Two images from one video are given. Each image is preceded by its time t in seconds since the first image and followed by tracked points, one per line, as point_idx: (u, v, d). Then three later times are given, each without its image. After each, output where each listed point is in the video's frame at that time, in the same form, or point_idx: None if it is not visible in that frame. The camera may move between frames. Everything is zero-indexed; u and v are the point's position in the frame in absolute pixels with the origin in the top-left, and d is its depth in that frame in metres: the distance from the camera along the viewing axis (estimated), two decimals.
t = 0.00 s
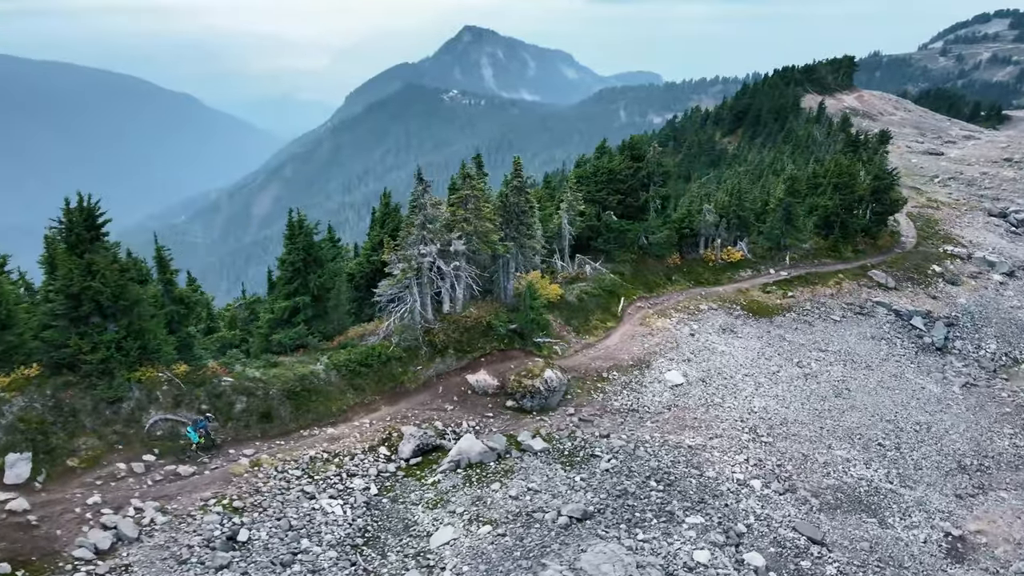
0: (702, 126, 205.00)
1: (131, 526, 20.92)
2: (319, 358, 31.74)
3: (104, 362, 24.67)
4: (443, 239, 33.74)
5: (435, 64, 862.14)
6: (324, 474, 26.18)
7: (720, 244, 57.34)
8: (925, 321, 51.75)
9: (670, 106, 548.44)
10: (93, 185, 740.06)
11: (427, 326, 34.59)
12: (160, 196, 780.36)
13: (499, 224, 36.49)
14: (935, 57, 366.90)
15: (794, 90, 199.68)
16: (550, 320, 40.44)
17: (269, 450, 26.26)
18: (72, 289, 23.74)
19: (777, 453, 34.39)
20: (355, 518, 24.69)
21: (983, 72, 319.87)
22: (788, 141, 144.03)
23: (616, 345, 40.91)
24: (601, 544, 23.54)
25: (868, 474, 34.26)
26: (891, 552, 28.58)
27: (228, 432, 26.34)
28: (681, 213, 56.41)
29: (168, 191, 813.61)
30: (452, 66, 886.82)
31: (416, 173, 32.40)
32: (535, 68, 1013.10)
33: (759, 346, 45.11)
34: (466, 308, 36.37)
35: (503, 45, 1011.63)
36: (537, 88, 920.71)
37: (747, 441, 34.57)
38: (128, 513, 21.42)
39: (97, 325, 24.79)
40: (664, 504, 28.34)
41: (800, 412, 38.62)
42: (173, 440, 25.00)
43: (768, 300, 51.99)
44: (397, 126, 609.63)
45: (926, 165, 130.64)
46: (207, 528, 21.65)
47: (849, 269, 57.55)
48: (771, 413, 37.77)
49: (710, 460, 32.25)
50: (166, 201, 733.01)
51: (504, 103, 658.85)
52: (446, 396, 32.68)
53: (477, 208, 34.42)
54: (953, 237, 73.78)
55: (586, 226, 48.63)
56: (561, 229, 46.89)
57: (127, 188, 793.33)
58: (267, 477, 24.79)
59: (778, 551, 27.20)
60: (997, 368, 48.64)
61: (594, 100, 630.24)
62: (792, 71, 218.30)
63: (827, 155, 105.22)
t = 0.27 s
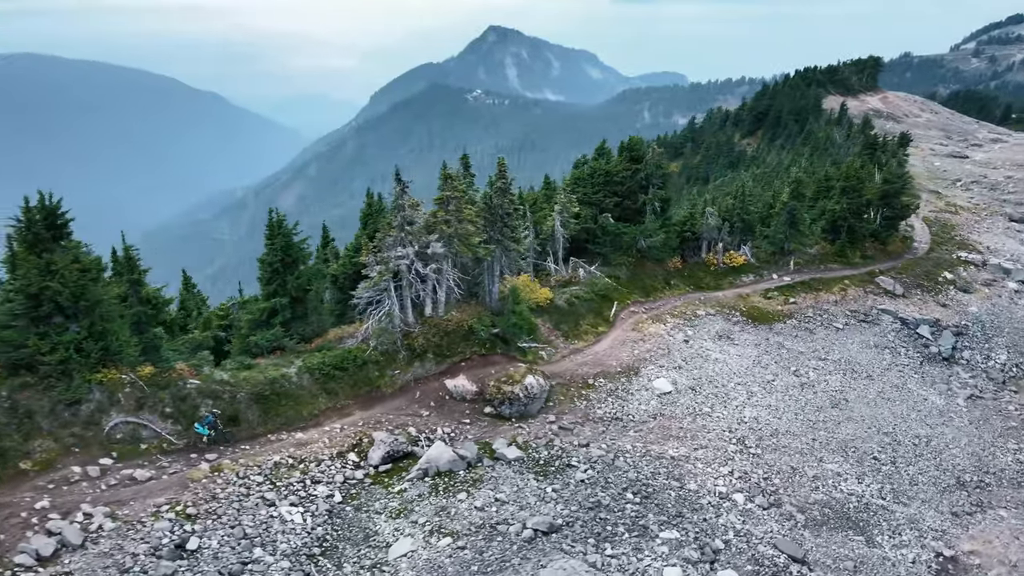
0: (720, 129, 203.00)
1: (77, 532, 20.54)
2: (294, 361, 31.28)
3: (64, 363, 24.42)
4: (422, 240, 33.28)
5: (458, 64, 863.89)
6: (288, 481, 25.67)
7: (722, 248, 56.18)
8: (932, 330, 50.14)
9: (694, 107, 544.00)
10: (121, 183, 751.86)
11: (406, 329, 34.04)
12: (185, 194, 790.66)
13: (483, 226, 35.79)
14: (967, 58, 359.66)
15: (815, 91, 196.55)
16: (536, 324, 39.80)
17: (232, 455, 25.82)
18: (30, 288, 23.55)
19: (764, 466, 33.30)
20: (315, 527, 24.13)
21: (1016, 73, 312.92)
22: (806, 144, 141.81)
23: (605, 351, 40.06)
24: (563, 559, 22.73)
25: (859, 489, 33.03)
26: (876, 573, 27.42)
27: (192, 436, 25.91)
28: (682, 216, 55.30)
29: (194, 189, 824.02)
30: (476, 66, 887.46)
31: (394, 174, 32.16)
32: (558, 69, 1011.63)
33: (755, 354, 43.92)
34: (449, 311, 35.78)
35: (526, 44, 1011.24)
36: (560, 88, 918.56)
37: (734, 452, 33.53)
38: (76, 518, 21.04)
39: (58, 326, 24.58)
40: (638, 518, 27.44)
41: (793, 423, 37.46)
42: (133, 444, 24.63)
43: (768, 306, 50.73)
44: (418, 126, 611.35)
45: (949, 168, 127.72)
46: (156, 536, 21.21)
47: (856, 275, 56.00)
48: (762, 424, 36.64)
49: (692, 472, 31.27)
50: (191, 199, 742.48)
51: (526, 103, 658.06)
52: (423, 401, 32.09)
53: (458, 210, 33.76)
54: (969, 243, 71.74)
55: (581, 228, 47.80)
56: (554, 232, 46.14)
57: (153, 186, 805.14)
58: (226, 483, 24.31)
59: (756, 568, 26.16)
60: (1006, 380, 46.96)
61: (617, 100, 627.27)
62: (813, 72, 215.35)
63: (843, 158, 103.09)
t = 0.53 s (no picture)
0: (738, 130, 200.92)
1: (19, 537, 20.23)
2: (265, 362, 30.91)
3: (21, 363, 24.28)
4: (397, 241, 32.85)
5: (479, 64, 864.42)
6: (246, 485, 25.21)
7: (722, 252, 55.06)
8: (935, 338, 48.64)
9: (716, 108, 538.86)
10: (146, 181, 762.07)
11: (382, 332, 33.56)
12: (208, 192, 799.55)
13: (463, 228, 35.16)
14: (999, 60, 352.21)
15: (835, 92, 193.43)
16: (521, 328, 39.21)
17: (192, 458, 25.46)
18: None
19: (746, 478, 32.34)
20: (270, 534, 23.64)
21: None
22: (824, 145, 139.63)
23: (590, 356, 39.29)
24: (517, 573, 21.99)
25: (845, 504, 31.94)
26: None
27: (151, 438, 25.61)
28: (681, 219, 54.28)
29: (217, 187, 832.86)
30: (499, 66, 887.39)
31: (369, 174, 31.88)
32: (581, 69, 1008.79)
33: (748, 361, 42.83)
34: (428, 314, 35.25)
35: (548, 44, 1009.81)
36: (580, 88, 915.50)
37: (715, 463, 32.61)
38: (21, 522, 20.79)
39: (15, 325, 24.46)
40: (606, 530, 26.64)
41: (781, 432, 36.40)
42: (90, 446, 24.39)
43: (765, 311, 49.60)
44: (438, 126, 612.46)
45: (971, 171, 124.78)
46: (100, 541, 20.90)
47: (859, 281, 54.58)
48: (748, 433, 35.59)
49: (669, 483, 30.42)
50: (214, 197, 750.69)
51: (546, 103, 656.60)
52: (396, 406, 31.60)
53: (434, 211, 33.16)
54: (982, 248, 69.75)
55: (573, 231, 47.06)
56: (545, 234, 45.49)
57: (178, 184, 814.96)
58: (181, 488, 23.93)
59: None
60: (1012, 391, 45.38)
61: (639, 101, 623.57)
62: (834, 73, 212.24)
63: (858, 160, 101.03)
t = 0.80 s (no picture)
0: (756, 131, 198.50)
1: None
2: (235, 363, 30.63)
3: None
4: (372, 242, 32.41)
5: (500, 64, 864.56)
6: (203, 488, 24.87)
7: (719, 255, 54.08)
8: (937, 346, 47.22)
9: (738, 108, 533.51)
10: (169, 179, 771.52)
11: (357, 333, 33.18)
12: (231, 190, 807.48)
13: (441, 229, 34.63)
14: None
15: (855, 93, 190.32)
16: (503, 331, 38.66)
17: (149, 460, 25.17)
18: None
19: (725, 489, 31.44)
20: (222, 538, 23.25)
21: None
22: (840, 148, 137.31)
23: (574, 360, 38.63)
24: None
25: (828, 517, 30.91)
26: None
27: (110, 439, 25.37)
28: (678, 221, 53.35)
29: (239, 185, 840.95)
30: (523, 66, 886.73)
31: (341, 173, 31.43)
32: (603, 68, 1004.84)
33: (738, 367, 41.86)
34: (404, 316, 34.85)
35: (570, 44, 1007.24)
36: (601, 88, 911.94)
37: (693, 473, 31.76)
38: None
39: None
40: (571, 540, 25.93)
41: (766, 442, 35.40)
42: (46, 446, 24.21)
43: (760, 317, 48.51)
44: (458, 125, 613.12)
45: (992, 174, 121.84)
46: (42, 544, 20.62)
47: (861, 286, 53.23)
48: (731, 442, 34.66)
49: (642, 493, 29.64)
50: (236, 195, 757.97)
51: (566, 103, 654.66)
52: (367, 409, 31.17)
53: (409, 212, 32.64)
54: (995, 254, 67.85)
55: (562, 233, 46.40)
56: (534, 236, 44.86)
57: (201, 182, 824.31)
58: (133, 490, 23.64)
59: None
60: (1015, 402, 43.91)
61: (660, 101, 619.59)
62: (855, 73, 208.90)
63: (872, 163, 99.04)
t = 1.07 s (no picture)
0: (773, 132, 196.22)
1: None
2: (203, 362, 30.41)
3: None
4: (343, 242, 32.00)
5: (521, 64, 864.30)
6: (158, 490, 24.60)
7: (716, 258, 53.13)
8: (935, 354, 45.90)
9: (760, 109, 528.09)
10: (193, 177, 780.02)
11: (329, 334, 32.81)
12: (252, 189, 814.61)
13: (417, 229, 34.14)
14: None
15: (875, 94, 187.29)
16: (482, 334, 38.18)
17: (105, 460, 24.98)
18: None
19: (700, 499, 30.61)
20: (171, 541, 22.93)
21: None
22: (857, 150, 135.07)
23: (555, 364, 38.02)
24: None
25: (807, 530, 29.95)
26: None
27: (67, 438, 25.24)
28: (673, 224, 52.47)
29: (260, 184, 848.24)
30: (545, 66, 885.04)
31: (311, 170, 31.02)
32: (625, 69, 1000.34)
33: (726, 373, 40.96)
34: (379, 317, 34.42)
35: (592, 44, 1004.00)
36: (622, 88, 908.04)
37: (668, 481, 30.99)
38: None
39: None
40: (531, 550, 25.30)
41: (748, 451, 34.50)
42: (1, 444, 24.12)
43: (754, 322, 47.50)
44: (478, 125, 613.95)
45: (1013, 178, 119.04)
46: None
47: (860, 292, 51.96)
48: (711, 450, 33.84)
49: (612, 502, 28.95)
50: (258, 193, 764.29)
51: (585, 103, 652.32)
52: (336, 411, 30.78)
53: (382, 211, 32.23)
54: (1006, 259, 66.07)
55: (551, 234, 45.82)
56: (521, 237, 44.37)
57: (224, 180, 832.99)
58: (85, 491, 23.43)
59: None
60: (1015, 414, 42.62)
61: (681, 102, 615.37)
62: (875, 74, 205.72)
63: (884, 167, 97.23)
